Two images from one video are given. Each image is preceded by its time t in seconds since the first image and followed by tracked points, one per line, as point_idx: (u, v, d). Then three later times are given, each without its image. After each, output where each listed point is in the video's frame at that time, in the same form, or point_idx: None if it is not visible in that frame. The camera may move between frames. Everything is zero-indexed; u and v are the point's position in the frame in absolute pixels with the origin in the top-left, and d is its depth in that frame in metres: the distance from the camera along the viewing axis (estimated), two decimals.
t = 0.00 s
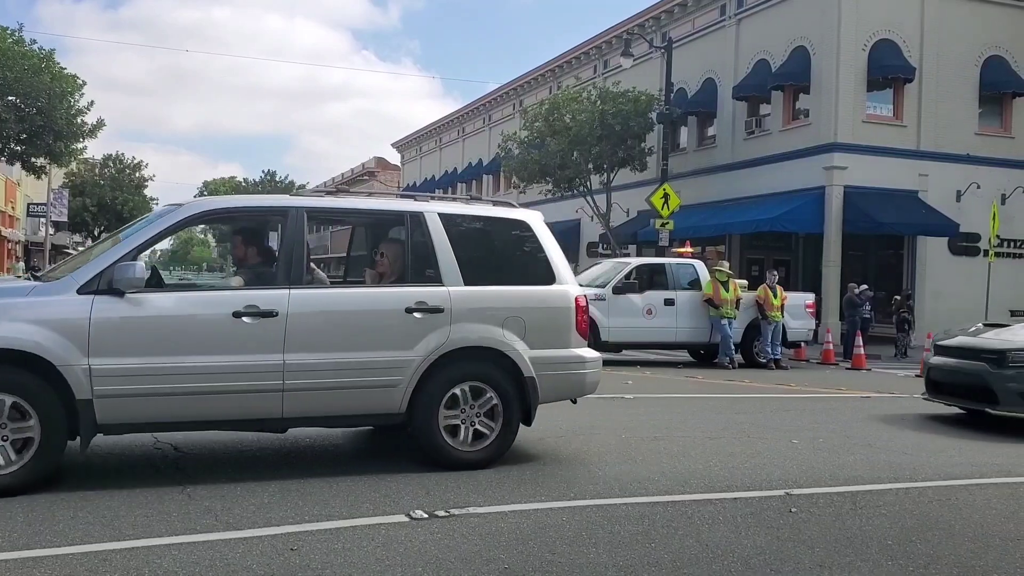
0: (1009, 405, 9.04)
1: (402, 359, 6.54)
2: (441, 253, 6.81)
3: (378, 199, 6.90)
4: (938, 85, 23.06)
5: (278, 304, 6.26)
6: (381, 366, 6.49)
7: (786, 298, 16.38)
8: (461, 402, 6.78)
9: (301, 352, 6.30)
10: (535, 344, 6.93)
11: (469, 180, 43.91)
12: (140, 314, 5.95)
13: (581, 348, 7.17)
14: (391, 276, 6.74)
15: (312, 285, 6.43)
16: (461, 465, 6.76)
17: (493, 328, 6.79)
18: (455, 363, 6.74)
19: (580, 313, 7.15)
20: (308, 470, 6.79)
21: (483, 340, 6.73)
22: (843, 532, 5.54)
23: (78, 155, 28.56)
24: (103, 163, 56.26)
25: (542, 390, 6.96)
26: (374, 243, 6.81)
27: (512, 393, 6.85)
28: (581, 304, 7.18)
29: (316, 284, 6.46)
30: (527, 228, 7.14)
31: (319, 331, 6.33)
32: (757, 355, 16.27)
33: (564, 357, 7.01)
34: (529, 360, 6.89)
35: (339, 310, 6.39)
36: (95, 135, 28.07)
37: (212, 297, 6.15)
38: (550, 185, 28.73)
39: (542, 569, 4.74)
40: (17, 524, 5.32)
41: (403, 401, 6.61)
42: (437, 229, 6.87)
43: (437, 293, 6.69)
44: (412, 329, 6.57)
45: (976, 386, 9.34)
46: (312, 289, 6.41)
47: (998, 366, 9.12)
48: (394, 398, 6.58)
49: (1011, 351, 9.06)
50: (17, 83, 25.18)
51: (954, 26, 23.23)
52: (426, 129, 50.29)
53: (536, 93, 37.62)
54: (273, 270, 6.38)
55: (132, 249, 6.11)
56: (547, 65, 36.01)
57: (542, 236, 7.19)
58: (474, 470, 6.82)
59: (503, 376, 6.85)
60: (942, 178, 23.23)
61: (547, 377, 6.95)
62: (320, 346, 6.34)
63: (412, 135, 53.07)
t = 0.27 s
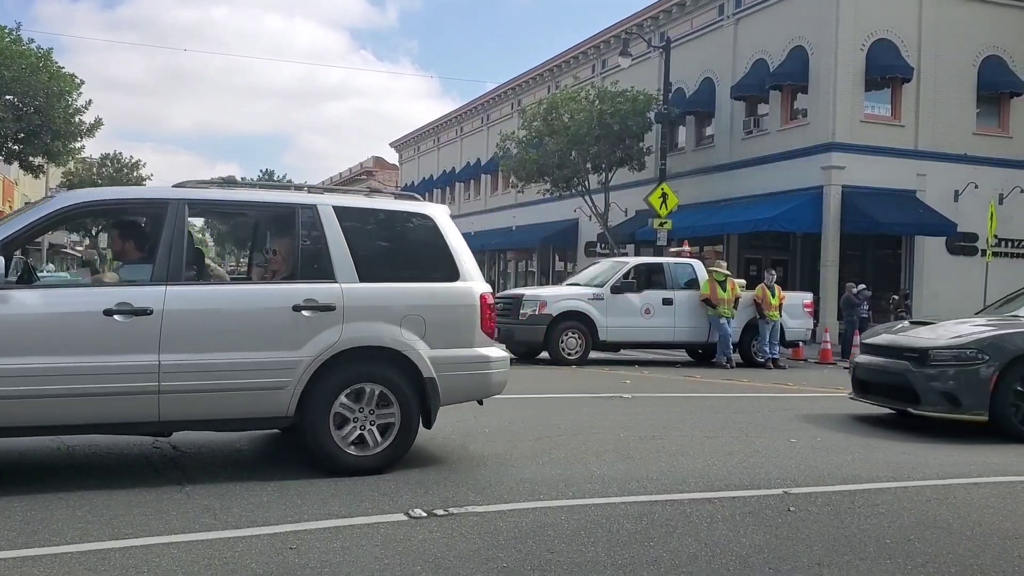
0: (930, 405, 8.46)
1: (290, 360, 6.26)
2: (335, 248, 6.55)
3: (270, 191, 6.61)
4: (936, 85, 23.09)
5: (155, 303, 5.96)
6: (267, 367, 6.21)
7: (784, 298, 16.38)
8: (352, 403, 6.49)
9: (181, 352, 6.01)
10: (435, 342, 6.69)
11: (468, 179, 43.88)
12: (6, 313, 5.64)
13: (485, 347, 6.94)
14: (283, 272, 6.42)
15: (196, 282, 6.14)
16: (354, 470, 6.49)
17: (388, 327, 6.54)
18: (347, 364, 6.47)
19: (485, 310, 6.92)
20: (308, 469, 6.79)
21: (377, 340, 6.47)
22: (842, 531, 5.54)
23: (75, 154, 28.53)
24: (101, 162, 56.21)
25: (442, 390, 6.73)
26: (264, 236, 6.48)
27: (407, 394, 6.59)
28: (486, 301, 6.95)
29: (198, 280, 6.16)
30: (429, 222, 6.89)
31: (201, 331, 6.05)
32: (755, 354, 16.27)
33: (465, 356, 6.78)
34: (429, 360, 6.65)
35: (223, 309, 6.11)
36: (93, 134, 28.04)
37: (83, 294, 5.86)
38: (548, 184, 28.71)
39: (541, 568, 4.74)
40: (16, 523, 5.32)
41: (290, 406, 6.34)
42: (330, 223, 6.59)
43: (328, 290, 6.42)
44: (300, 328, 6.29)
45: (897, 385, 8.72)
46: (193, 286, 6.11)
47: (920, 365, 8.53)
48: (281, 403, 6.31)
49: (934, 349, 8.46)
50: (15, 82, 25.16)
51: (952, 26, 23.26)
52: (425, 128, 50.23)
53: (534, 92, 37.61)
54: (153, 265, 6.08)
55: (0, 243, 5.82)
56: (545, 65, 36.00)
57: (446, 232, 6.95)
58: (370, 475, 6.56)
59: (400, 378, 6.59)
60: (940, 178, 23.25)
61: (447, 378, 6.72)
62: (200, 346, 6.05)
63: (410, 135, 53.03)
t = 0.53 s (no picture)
0: (849, 405, 8.48)
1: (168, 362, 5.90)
2: (219, 244, 6.17)
3: (152, 183, 6.25)
4: (935, 85, 23.11)
5: (18, 301, 5.63)
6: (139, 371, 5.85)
7: (783, 298, 16.39)
8: (237, 409, 6.12)
9: (45, 353, 5.66)
10: (327, 345, 6.32)
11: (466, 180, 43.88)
12: None
13: (385, 349, 6.54)
14: (163, 269, 6.03)
15: (66, 279, 5.80)
16: (238, 478, 6.14)
17: (276, 327, 6.16)
18: (228, 365, 6.10)
19: (384, 310, 6.52)
20: (308, 469, 6.79)
21: (259, 342, 6.09)
22: (841, 531, 5.54)
23: (74, 154, 28.53)
24: (99, 162, 56.22)
25: (336, 394, 6.36)
26: (142, 231, 6.09)
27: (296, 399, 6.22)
28: (386, 300, 6.53)
29: (66, 278, 5.81)
30: (325, 215, 6.49)
31: (61, 333, 5.69)
32: (754, 354, 16.26)
33: (361, 359, 6.39)
34: (320, 363, 6.28)
35: (79, 309, 5.73)
36: (91, 134, 28.05)
37: None
38: (546, 184, 28.71)
39: (541, 568, 4.74)
40: (16, 523, 5.32)
41: (167, 410, 5.97)
42: (212, 217, 6.21)
43: (207, 288, 6.04)
44: (175, 329, 5.92)
45: (820, 387, 8.75)
46: (60, 284, 5.77)
47: (841, 364, 8.57)
48: (157, 407, 5.94)
49: (855, 349, 8.50)
50: (13, 83, 25.18)
51: (950, 27, 23.28)
52: (423, 129, 50.23)
53: (533, 93, 37.63)
54: (19, 263, 5.76)
55: None
56: (543, 65, 36.02)
57: (344, 226, 6.55)
58: (258, 483, 6.22)
59: (287, 381, 6.22)
60: (939, 179, 23.28)
61: (341, 383, 6.33)
62: (64, 348, 5.70)
63: (409, 135, 53.03)
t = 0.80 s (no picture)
0: (767, 406, 7.99)
1: (32, 364, 5.68)
2: (88, 237, 5.95)
3: (24, 176, 6.04)
4: (932, 85, 23.13)
5: None
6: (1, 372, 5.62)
7: (780, 298, 16.38)
8: (106, 414, 5.86)
9: None
10: (203, 346, 6.10)
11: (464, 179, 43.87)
12: None
13: (268, 351, 6.32)
14: (31, 264, 5.86)
15: None
16: (110, 484, 5.90)
17: (149, 329, 5.93)
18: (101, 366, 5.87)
19: (269, 310, 6.29)
20: (306, 470, 6.77)
21: (134, 343, 5.87)
22: (839, 531, 5.53)
23: (71, 154, 28.50)
24: (97, 162, 56.22)
25: (214, 396, 6.13)
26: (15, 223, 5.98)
27: (170, 402, 5.99)
28: (271, 299, 6.29)
29: None
30: (209, 209, 6.31)
31: None
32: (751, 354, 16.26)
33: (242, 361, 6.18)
34: (195, 366, 6.06)
35: None
36: (89, 134, 28.03)
37: None
38: (544, 184, 28.71)
39: (540, 568, 4.74)
40: (14, 523, 5.31)
41: (30, 414, 5.73)
42: (83, 213, 6.01)
43: (74, 287, 5.81)
44: (40, 329, 5.70)
45: (737, 386, 8.27)
46: None
47: (758, 364, 8.08)
48: (19, 411, 5.71)
49: (774, 347, 8.01)
50: (11, 82, 25.16)
51: (948, 27, 23.30)
52: (421, 128, 50.20)
53: (531, 93, 37.62)
54: None
55: None
56: (541, 65, 36.02)
57: (227, 220, 6.34)
58: (132, 491, 5.99)
59: (160, 383, 5.99)
60: (936, 178, 23.29)
61: (217, 386, 6.11)
62: None
63: (407, 135, 53.02)
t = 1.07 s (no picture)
0: (683, 407, 7.95)
1: None
2: None
3: None
4: (930, 86, 23.16)
5: None
6: None
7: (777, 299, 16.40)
8: None
9: None
10: (69, 346, 5.90)
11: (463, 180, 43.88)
12: None
13: (141, 352, 6.11)
14: None
15: None
16: None
17: (8, 329, 5.73)
18: None
19: (142, 309, 6.08)
20: (304, 469, 6.77)
21: None
22: (837, 531, 5.55)
23: (69, 154, 28.50)
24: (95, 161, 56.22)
25: (87, 399, 5.97)
26: None
27: (32, 404, 5.78)
28: (144, 297, 6.09)
29: None
30: (80, 204, 6.13)
31: None
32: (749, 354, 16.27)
33: (111, 362, 5.98)
34: (59, 368, 5.86)
35: None
36: (87, 134, 28.03)
37: None
38: (543, 184, 28.72)
39: (538, 568, 4.74)
40: (12, 523, 5.31)
41: None
42: None
43: None
44: None
45: (655, 387, 8.19)
46: None
47: (675, 363, 8.01)
48: None
49: (691, 346, 7.95)
50: (10, 82, 25.16)
51: (945, 28, 23.33)
52: (420, 128, 50.21)
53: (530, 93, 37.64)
54: None
55: None
56: (540, 65, 36.04)
57: (97, 215, 6.16)
58: None
59: (26, 390, 5.79)
60: (934, 179, 23.32)
61: (83, 387, 5.92)
62: None
63: (406, 135, 53.04)
